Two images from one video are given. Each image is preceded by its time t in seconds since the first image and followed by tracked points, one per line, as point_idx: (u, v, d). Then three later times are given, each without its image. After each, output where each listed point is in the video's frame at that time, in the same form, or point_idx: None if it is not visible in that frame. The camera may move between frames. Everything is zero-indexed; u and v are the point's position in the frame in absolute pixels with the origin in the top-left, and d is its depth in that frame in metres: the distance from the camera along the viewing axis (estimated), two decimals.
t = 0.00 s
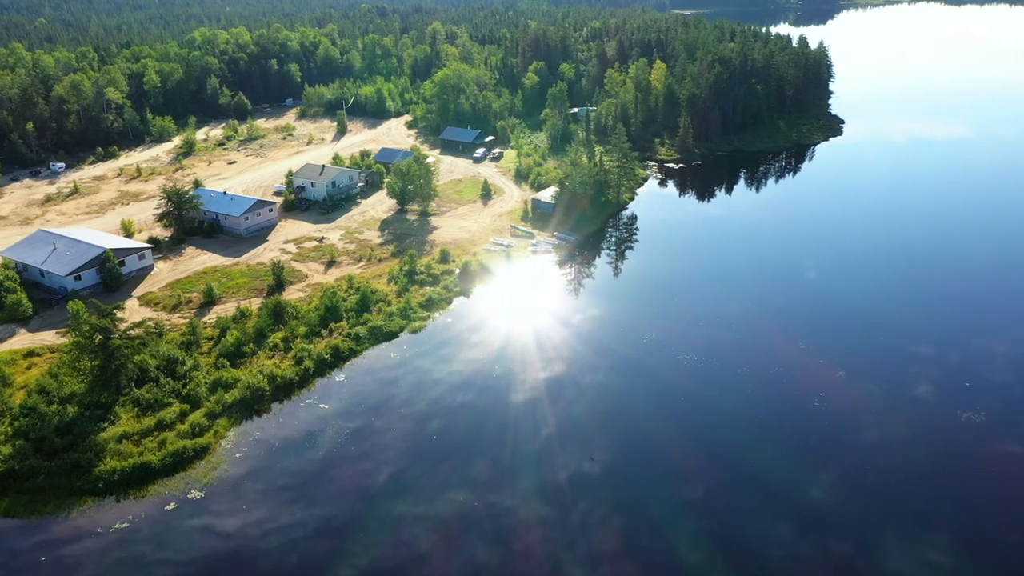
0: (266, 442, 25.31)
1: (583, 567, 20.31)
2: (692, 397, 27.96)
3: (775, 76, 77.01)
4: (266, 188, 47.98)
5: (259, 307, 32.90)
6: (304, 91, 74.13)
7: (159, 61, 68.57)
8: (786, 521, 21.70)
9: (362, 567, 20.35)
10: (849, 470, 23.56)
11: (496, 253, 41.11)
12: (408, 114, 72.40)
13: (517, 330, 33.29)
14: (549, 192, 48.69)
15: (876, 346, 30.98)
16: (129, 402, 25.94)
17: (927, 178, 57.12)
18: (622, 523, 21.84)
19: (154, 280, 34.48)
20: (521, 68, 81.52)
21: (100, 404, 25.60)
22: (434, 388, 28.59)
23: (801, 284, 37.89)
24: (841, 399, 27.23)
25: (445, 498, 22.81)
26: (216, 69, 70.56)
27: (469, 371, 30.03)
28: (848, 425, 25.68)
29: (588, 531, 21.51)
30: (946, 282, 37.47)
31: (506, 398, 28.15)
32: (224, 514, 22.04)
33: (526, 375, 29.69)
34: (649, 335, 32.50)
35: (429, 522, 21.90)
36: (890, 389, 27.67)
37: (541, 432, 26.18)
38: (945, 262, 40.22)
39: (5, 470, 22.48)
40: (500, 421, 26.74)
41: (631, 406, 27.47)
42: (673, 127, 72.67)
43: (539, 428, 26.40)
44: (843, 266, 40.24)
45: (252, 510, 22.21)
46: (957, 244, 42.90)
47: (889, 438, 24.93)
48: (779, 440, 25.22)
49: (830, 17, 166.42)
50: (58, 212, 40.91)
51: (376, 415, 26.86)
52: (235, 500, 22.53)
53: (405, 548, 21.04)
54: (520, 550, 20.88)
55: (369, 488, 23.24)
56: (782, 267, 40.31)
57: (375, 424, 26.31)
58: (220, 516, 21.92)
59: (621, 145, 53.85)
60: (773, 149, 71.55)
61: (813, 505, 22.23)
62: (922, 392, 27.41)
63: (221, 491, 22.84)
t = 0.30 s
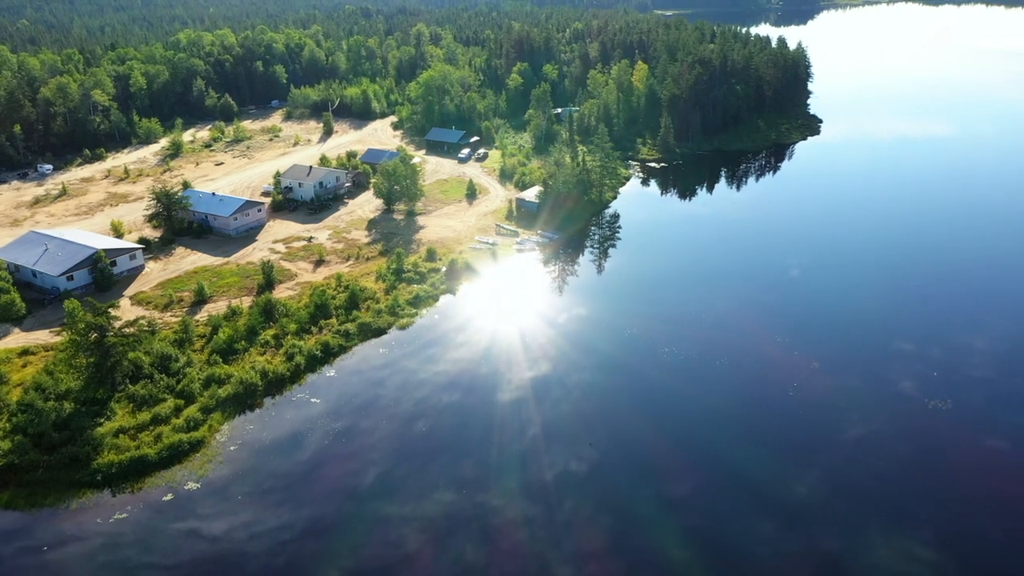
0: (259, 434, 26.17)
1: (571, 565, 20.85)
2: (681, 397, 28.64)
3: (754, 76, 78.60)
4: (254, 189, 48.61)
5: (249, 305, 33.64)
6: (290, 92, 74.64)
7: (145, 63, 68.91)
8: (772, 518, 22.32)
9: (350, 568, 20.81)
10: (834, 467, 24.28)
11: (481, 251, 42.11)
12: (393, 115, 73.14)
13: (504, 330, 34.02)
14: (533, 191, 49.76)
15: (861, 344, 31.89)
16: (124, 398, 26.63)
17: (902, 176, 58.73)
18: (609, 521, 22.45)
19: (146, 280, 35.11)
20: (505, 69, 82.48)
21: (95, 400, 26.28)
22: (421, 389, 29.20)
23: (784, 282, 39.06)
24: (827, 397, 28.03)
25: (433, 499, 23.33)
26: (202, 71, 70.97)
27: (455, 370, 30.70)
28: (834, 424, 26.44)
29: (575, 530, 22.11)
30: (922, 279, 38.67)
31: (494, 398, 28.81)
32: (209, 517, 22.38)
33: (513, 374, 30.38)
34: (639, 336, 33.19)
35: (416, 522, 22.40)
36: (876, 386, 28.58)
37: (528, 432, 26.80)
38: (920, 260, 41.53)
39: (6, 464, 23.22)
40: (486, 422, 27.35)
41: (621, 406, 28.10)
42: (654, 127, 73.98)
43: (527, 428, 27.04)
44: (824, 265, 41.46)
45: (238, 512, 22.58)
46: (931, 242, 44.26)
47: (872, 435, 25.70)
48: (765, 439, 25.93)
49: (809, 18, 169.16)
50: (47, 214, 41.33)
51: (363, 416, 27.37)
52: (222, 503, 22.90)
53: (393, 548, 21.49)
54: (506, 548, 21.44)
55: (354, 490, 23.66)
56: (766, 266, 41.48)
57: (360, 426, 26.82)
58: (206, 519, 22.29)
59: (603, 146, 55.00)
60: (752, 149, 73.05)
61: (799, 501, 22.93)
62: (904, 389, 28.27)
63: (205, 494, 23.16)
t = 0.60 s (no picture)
0: (254, 427, 27.01)
1: (561, 564, 21.31)
2: (672, 397, 29.28)
3: (736, 77, 80.17)
4: (244, 190, 49.25)
5: (242, 304, 34.38)
6: (278, 94, 75.21)
7: (134, 66, 69.39)
8: (761, 515, 22.93)
9: (340, 569, 21.16)
10: (821, 464, 24.98)
11: (469, 249, 43.10)
12: (381, 116, 73.90)
13: (492, 330, 34.81)
14: (520, 191, 50.79)
15: (848, 342, 32.79)
16: (121, 394, 27.36)
17: (880, 175, 60.20)
18: (599, 519, 22.96)
19: (139, 280, 35.77)
20: (492, 70, 82.83)
21: (94, 396, 27.01)
22: (408, 390, 29.73)
23: (771, 280, 40.23)
24: (814, 396, 28.80)
25: (422, 500, 23.75)
26: (190, 73, 71.47)
27: (443, 370, 31.34)
28: (821, 421, 27.21)
29: (564, 529, 22.61)
30: (902, 277, 39.69)
31: (482, 397, 29.46)
32: (197, 519, 22.72)
33: (502, 374, 31.06)
34: (631, 337, 33.88)
35: (405, 523, 22.81)
36: (861, 383, 29.32)
37: (517, 432, 27.35)
38: (899, 258, 42.71)
39: (8, 459, 23.97)
40: (474, 421, 27.93)
41: (613, 406, 28.72)
42: (638, 127, 75.24)
43: (515, 428, 27.59)
44: (809, 263, 42.67)
45: (226, 515, 22.86)
46: (910, 240, 45.55)
47: (858, 432, 26.46)
48: (754, 437, 26.61)
49: (792, 18, 171.52)
50: (39, 216, 41.82)
51: (350, 418, 27.81)
52: (209, 506, 23.18)
53: (381, 549, 21.87)
54: (495, 547, 21.91)
55: (343, 492, 24.03)
56: (752, 265, 42.63)
57: (346, 428, 27.18)
58: (194, 522, 22.58)
59: (588, 146, 56.00)
60: (734, 148, 74.48)
61: (786, 497, 23.61)
62: (890, 386, 29.07)
63: (192, 498, 23.44)
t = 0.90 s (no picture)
0: (245, 423, 27.89)
1: (545, 564, 22.14)
2: (661, 398, 30.27)
3: (714, 78, 81.89)
4: (230, 191, 49.86)
5: (232, 303, 35.11)
6: (262, 96, 75.69)
7: (117, 68, 69.65)
8: (746, 512, 23.97)
9: (326, 570, 21.81)
10: (805, 461, 26.04)
11: (454, 249, 44.14)
12: (365, 117, 74.65)
13: (478, 330, 35.81)
14: (503, 191, 51.86)
15: (831, 339, 34.03)
16: (115, 392, 28.08)
17: (853, 175, 61.87)
18: (583, 519, 23.84)
19: (129, 280, 36.42)
20: (474, 72, 83.46)
21: (88, 394, 27.71)
22: (394, 391, 30.55)
23: (755, 278, 41.71)
24: (798, 393, 29.95)
25: (408, 500, 24.52)
26: (175, 76, 71.80)
27: (428, 370, 32.25)
28: (805, 418, 28.36)
29: (550, 528, 23.50)
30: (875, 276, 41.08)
31: (468, 397, 30.41)
32: (182, 523, 23.20)
33: (488, 375, 32.04)
34: (623, 338, 34.88)
35: (390, 524, 23.54)
36: (843, 380, 30.52)
37: (502, 432, 28.27)
38: (874, 256, 44.22)
39: (7, 455, 24.68)
40: (458, 421, 28.86)
41: (602, 408, 29.69)
42: (619, 127, 76.59)
43: (501, 428, 28.52)
44: (791, 260, 44.21)
45: (210, 518, 23.37)
46: (884, 238, 47.11)
47: (841, 428, 27.59)
48: (739, 436, 27.68)
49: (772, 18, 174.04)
50: (27, 218, 42.24)
51: (335, 419, 28.52)
52: (193, 510, 23.66)
53: (368, 549, 22.58)
54: (482, 547, 22.76)
55: (328, 494, 24.67)
56: (736, 263, 44.08)
57: (332, 428, 27.93)
58: (178, 526, 23.08)
59: (570, 147, 57.07)
60: (713, 148, 76.05)
61: (772, 493, 24.69)
62: (872, 382, 30.28)
63: (177, 501, 23.96)
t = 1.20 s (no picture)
0: (232, 420, 28.76)
1: (526, 563, 23.12)
2: (645, 397, 31.44)
3: (689, 79, 83.64)
4: (212, 193, 50.36)
5: (217, 303, 35.83)
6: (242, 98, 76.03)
7: (96, 71, 69.70)
8: (727, 507, 25.17)
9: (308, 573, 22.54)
10: (785, 458, 27.29)
11: (436, 248, 45.15)
12: (346, 119, 75.28)
13: (460, 329, 36.89)
14: (482, 192, 52.93)
15: (808, 336, 35.49)
16: (104, 390, 28.76)
17: (823, 174, 63.73)
18: (565, 518, 24.87)
19: (115, 281, 36.98)
20: (453, 74, 84.49)
21: (78, 392, 28.36)
22: (375, 392, 31.40)
23: (734, 275, 43.35)
24: (777, 391, 31.31)
25: (391, 502, 25.38)
26: (154, 79, 71.93)
27: (410, 371, 33.25)
28: (784, 415, 29.71)
29: (532, 527, 24.50)
30: (846, 274, 42.60)
31: (449, 398, 31.44)
32: (162, 528, 23.75)
33: (470, 374, 33.13)
34: (609, 339, 36.04)
35: (372, 526, 24.34)
36: (820, 377, 31.93)
37: (484, 433, 29.29)
38: (846, 254, 45.93)
39: None
40: (440, 422, 29.92)
41: (588, 408, 30.79)
42: (597, 128, 77.98)
43: (483, 429, 29.56)
44: (769, 258, 45.90)
45: (190, 523, 23.94)
46: (855, 236, 48.89)
47: (818, 424, 28.95)
48: (721, 434, 28.93)
49: (747, 19, 176.93)
50: (9, 222, 42.57)
51: (316, 420, 29.31)
52: (173, 515, 24.19)
53: (350, 551, 23.38)
54: (464, 546, 23.71)
55: (310, 497, 25.39)
56: (715, 262, 45.62)
57: (315, 429, 28.79)
58: (158, 531, 23.63)
59: (548, 147, 58.15)
60: (688, 147, 77.71)
61: (755, 489, 25.92)
62: (848, 378, 31.75)
63: (156, 506, 24.46)
